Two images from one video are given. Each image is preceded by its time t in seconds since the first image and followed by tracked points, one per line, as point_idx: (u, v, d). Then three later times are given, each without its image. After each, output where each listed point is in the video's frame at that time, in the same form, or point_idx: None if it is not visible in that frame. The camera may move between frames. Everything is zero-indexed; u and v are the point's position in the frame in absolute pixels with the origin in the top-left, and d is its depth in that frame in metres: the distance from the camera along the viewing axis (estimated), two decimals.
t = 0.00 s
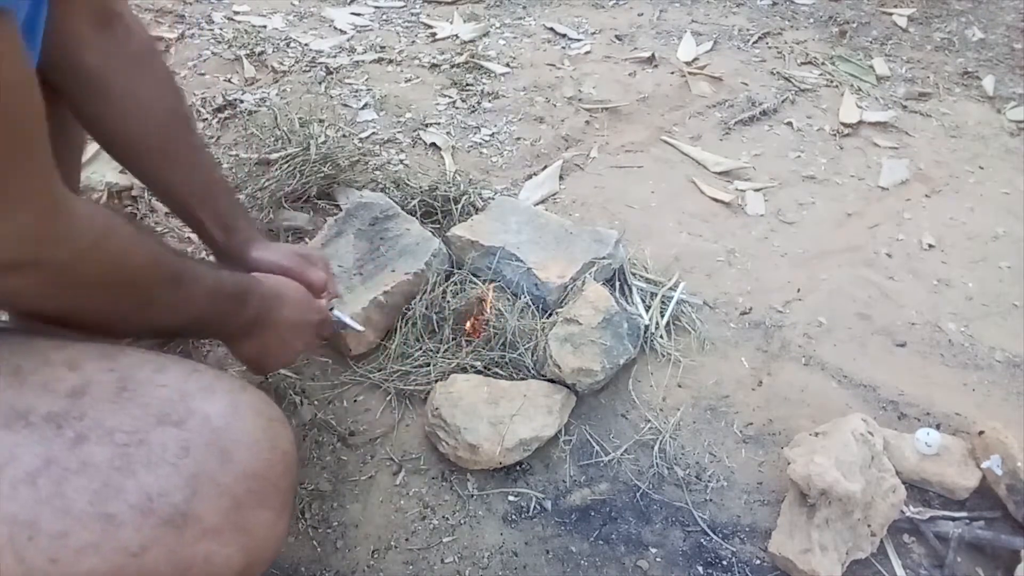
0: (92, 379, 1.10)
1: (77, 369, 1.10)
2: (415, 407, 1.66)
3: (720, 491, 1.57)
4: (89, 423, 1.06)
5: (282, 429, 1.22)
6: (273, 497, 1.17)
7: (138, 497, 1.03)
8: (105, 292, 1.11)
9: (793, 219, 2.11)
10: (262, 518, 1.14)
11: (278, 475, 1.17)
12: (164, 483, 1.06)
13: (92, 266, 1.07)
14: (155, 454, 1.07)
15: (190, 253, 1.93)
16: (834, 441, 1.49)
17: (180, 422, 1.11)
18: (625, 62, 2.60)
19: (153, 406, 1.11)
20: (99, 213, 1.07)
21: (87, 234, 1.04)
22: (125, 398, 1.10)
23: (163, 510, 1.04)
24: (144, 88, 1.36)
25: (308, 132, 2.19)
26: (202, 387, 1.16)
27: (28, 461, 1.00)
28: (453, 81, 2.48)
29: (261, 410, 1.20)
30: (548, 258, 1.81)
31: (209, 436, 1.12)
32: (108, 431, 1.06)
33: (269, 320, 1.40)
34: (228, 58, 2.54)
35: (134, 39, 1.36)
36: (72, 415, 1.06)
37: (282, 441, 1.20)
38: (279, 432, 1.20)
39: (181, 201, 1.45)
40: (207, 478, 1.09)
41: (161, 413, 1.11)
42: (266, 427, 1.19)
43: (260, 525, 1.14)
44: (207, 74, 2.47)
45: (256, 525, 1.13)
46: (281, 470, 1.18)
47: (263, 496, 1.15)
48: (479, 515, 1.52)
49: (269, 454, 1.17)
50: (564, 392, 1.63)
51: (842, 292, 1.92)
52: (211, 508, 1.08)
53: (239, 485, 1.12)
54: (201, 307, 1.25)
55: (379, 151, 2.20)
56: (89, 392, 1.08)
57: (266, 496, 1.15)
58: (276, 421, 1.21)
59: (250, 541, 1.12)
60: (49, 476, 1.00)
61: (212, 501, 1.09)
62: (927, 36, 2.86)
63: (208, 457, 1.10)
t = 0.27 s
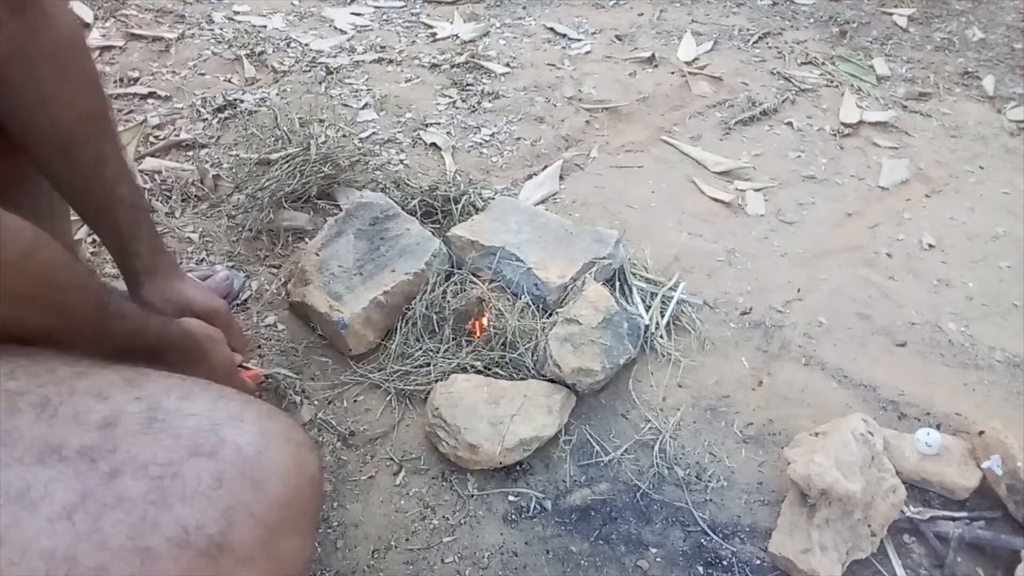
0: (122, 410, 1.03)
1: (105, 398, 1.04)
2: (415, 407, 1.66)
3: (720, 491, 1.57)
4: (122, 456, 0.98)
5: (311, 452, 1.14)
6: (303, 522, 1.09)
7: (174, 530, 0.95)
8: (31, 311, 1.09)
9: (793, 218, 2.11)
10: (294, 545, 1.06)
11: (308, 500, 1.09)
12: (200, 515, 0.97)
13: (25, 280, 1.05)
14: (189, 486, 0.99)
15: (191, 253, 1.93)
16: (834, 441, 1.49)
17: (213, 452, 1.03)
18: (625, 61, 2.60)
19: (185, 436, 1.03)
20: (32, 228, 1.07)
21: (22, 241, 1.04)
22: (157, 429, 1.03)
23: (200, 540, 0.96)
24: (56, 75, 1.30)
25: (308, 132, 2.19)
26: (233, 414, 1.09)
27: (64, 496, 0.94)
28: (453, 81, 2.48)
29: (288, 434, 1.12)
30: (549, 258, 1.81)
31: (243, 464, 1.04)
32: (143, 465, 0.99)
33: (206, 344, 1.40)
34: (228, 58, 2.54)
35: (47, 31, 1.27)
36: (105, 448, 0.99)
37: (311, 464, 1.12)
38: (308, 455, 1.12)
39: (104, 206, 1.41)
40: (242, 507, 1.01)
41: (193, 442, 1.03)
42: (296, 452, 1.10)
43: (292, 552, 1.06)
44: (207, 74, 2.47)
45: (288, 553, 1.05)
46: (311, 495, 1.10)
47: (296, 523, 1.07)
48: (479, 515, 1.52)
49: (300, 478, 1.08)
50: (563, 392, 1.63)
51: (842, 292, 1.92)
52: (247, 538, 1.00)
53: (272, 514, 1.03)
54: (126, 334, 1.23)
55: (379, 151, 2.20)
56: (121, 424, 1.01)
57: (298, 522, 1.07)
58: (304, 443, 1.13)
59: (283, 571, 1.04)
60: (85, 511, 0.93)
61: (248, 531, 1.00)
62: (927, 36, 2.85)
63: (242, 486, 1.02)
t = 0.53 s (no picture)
0: (121, 408, 1.01)
1: (103, 398, 1.02)
2: (415, 407, 1.66)
3: (720, 491, 1.57)
4: (121, 454, 0.97)
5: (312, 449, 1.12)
6: (304, 519, 1.09)
7: (174, 528, 0.95)
8: (30, 312, 1.07)
9: (793, 218, 2.11)
10: (294, 541, 1.07)
11: (309, 498, 1.09)
12: (201, 514, 0.97)
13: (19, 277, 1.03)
14: (190, 484, 0.98)
15: (191, 252, 1.93)
16: (834, 441, 1.49)
17: (214, 450, 1.02)
18: (625, 62, 2.60)
19: (184, 434, 1.01)
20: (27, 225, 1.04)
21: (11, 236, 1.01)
22: (157, 426, 1.01)
23: (199, 539, 0.96)
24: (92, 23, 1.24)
25: (308, 132, 2.19)
26: (233, 411, 1.07)
27: (63, 495, 0.93)
28: (453, 81, 2.48)
29: (289, 429, 1.10)
30: (549, 258, 1.81)
31: (244, 462, 1.03)
32: (142, 462, 0.97)
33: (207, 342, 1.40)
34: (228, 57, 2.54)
35: None
36: (104, 446, 0.97)
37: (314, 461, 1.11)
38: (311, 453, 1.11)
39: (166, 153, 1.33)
40: (243, 505, 1.01)
41: (193, 440, 1.01)
42: (297, 449, 1.09)
43: (292, 546, 1.07)
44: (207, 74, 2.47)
45: (288, 548, 1.06)
46: (313, 492, 1.10)
47: (297, 518, 1.07)
48: (479, 515, 1.52)
49: (302, 477, 1.08)
50: (563, 392, 1.63)
51: (842, 292, 1.92)
52: (247, 536, 1.00)
53: (274, 511, 1.03)
54: (124, 335, 1.20)
55: (379, 151, 2.20)
56: (119, 421, 0.99)
57: (299, 518, 1.07)
58: (306, 440, 1.12)
59: (282, 567, 1.05)
60: (85, 509, 0.93)
61: (249, 528, 1.00)
62: (927, 36, 2.85)
63: (244, 484, 1.01)
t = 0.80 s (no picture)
0: (54, 375, 1.07)
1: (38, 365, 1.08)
2: (415, 407, 1.66)
3: (720, 491, 1.57)
4: (50, 421, 1.03)
5: (255, 417, 1.18)
6: (248, 484, 1.14)
7: (103, 492, 1.01)
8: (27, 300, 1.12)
9: (793, 218, 2.11)
10: (238, 507, 1.12)
11: (251, 463, 1.14)
12: (131, 478, 1.03)
13: (8, 275, 1.08)
14: (118, 448, 1.04)
15: (191, 252, 1.93)
16: (834, 441, 1.49)
17: (146, 415, 1.08)
18: (625, 62, 2.60)
19: (118, 399, 1.08)
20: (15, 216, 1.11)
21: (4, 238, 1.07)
22: (89, 391, 1.07)
23: (130, 503, 1.02)
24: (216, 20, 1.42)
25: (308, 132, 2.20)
26: (169, 377, 1.13)
27: None
28: (453, 81, 2.48)
29: (230, 397, 1.16)
30: (549, 258, 1.81)
31: (177, 426, 1.09)
32: (72, 428, 1.03)
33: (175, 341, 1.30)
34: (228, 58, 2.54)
35: None
36: (33, 413, 1.03)
37: (255, 427, 1.17)
38: (250, 417, 1.17)
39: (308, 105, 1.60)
40: (177, 469, 1.06)
41: (126, 406, 1.07)
42: (237, 414, 1.15)
43: (236, 512, 1.11)
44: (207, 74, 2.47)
45: (232, 512, 1.11)
46: (254, 457, 1.15)
47: (238, 483, 1.12)
48: (479, 515, 1.52)
49: (239, 442, 1.13)
50: (563, 392, 1.63)
51: (842, 292, 1.92)
52: (182, 499, 1.06)
53: (210, 475, 1.09)
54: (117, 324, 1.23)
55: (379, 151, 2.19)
56: (49, 389, 1.06)
57: (240, 483, 1.12)
58: (247, 405, 1.17)
59: (226, 533, 1.10)
60: (13, 476, 0.99)
61: (183, 491, 1.06)
62: (927, 36, 2.85)
63: (176, 448, 1.07)
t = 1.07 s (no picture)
0: None
1: None
2: (415, 407, 1.66)
3: (720, 491, 1.57)
4: None
5: (186, 412, 1.18)
6: (172, 485, 1.13)
7: (9, 488, 0.99)
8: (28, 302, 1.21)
9: (793, 218, 2.11)
10: (161, 508, 1.11)
11: (178, 461, 1.14)
12: (37, 474, 1.01)
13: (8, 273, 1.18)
14: (27, 443, 1.02)
15: (191, 253, 1.93)
16: (834, 441, 1.49)
17: (61, 408, 1.07)
18: (625, 62, 2.60)
19: (33, 390, 1.07)
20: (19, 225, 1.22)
21: (4, 237, 1.17)
22: (4, 384, 1.06)
23: (36, 501, 1.00)
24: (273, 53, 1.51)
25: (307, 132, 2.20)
26: (92, 370, 1.13)
27: None
28: (453, 81, 2.48)
29: (157, 391, 1.16)
30: (549, 258, 1.81)
31: (92, 420, 1.08)
32: None
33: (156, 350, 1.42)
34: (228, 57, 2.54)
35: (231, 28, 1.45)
36: None
37: (184, 425, 1.16)
38: (180, 414, 1.17)
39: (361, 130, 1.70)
40: (90, 466, 1.05)
41: (39, 399, 1.07)
42: (163, 409, 1.15)
43: (157, 515, 1.11)
44: (207, 74, 2.47)
45: (151, 515, 1.10)
46: (181, 457, 1.15)
47: (158, 484, 1.12)
48: (479, 514, 1.52)
49: (164, 440, 1.13)
50: (563, 392, 1.63)
51: (842, 292, 1.92)
52: (94, 499, 1.04)
53: (127, 475, 1.08)
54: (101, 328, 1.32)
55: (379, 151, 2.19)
56: None
57: (162, 484, 1.12)
58: (176, 400, 1.18)
59: (146, 534, 1.09)
60: None
61: (95, 491, 1.05)
62: (927, 36, 2.85)
63: (91, 444, 1.06)
